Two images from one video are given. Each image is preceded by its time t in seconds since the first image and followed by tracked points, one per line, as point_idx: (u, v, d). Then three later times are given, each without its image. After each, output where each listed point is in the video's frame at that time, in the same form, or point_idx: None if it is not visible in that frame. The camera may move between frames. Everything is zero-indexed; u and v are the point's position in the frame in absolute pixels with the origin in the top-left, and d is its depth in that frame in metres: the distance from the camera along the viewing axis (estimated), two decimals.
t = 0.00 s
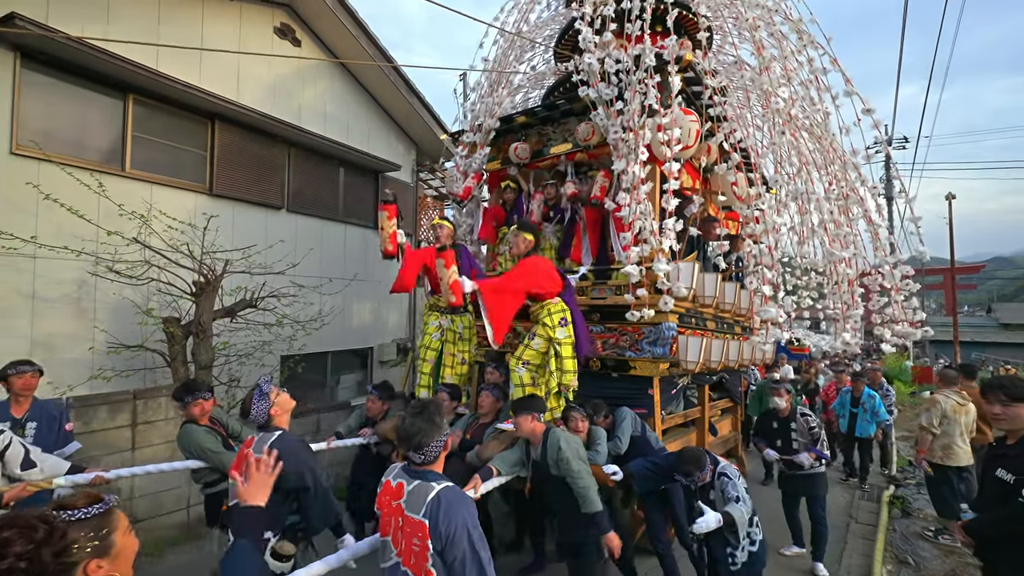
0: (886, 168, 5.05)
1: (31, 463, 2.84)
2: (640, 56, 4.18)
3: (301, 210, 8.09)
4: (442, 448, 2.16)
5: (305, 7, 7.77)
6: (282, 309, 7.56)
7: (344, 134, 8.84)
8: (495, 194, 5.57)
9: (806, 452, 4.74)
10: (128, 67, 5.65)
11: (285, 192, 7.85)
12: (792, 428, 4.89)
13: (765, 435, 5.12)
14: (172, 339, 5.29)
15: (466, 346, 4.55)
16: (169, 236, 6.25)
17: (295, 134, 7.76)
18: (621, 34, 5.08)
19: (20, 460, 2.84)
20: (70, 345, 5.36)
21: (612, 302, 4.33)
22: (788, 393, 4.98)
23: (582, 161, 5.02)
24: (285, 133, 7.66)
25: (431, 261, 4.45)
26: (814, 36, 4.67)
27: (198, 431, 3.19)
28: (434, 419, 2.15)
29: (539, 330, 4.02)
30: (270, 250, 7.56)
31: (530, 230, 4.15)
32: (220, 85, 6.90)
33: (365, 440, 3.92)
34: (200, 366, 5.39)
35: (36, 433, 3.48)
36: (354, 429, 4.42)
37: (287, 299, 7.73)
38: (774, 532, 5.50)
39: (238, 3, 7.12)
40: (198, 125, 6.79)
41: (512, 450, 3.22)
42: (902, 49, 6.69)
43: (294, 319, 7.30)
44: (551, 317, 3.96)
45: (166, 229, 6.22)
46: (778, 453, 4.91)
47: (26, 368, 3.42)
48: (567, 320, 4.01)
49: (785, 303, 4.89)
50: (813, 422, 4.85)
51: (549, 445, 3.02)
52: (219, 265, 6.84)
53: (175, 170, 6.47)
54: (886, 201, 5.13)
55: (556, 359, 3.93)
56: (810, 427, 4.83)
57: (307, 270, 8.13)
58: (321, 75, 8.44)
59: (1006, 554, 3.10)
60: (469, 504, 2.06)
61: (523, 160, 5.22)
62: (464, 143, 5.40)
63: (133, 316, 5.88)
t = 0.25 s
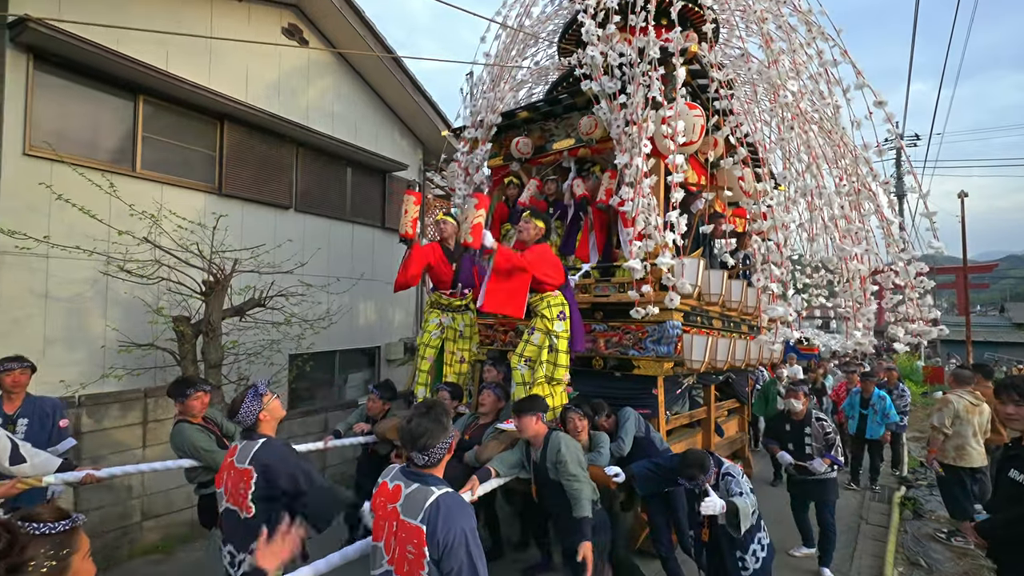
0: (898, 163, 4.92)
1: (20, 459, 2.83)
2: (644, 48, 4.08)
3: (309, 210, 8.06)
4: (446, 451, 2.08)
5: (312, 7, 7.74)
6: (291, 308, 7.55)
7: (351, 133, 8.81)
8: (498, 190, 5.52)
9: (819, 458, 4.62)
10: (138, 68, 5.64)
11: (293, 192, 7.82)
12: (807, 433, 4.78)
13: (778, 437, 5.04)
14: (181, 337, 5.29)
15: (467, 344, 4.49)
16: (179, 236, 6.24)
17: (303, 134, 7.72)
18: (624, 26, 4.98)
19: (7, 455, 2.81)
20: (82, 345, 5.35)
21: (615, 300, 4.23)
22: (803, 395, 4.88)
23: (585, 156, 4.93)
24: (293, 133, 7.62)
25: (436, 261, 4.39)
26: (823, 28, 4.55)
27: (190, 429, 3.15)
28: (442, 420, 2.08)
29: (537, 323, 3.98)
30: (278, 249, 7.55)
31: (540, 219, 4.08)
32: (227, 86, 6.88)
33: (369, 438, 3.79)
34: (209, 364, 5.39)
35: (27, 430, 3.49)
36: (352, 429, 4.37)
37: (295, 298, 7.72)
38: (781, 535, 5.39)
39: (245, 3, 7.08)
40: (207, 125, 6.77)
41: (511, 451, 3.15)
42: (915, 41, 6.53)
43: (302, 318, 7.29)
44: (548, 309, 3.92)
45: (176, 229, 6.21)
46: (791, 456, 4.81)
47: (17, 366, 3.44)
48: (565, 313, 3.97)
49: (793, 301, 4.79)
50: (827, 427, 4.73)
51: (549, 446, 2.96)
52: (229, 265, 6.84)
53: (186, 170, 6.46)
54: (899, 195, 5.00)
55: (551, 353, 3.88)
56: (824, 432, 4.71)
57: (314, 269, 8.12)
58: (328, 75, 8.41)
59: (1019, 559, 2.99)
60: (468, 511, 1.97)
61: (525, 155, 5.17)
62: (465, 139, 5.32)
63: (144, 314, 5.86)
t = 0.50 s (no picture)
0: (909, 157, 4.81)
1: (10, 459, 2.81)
2: (647, 41, 4.00)
3: (316, 209, 8.03)
4: (433, 455, 2.03)
5: (319, 7, 7.72)
6: (298, 307, 7.53)
7: (357, 131, 8.79)
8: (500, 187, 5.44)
9: (838, 462, 4.55)
10: (146, 69, 5.60)
11: (300, 191, 7.80)
12: (826, 435, 4.64)
13: (793, 439, 4.85)
14: (191, 337, 5.32)
15: (469, 343, 4.44)
16: (188, 235, 6.20)
17: (310, 134, 7.69)
18: (628, 19, 4.89)
19: None
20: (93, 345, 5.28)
21: (618, 298, 4.13)
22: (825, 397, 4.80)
23: (587, 152, 4.83)
24: (301, 133, 7.60)
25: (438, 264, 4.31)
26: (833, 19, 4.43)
27: (185, 427, 3.15)
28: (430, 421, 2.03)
29: (542, 321, 3.91)
30: (285, 248, 7.52)
31: (541, 215, 4.01)
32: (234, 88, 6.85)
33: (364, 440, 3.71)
34: (219, 362, 5.40)
35: (25, 430, 3.47)
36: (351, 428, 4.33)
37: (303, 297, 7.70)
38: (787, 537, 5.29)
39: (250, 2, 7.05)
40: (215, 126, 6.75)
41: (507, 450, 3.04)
42: (927, 34, 6.40)
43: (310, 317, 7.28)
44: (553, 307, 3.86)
45: (185, 228, 6.17)
46: (807, 459, 4.66)
47: (14, 366, 3.40)
48: (570, 310, 3.91)
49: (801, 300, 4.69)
50: (847, 431, 4.70)
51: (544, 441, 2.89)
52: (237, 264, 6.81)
53: (196, 171, 6.43)
54: (911, 190, 4.87)
55: (557, 351, 3.86)
56: (843, 436, 4.68)
57: (322, 269, 8.09)
58: (334, 74, 8.39)
59: None
60: (454, 519, 1.91)
61: (526, 150, 5.09)
62: (467, 135, 5.25)
63: (154, 314, 5.81)
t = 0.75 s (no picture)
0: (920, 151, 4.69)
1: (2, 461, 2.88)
2: (650, 32, 3.92)
3: (324, 208, 8.01)
4: (410, 455, 1.96)
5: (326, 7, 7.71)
6: (306, 305, 7.53)
7: (363, 129, 8.78)
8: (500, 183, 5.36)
9: (848, 465, 4.44)
10: (156, 69, 5.60)
11: (307, 190, 7.78)
12: (837, 437, 4.55)
13: (805, 440, 4.80)
14: (200, 334, 5.34)
15: (471, 341, 4.36)
16: (197, 234, 6.22)
17: (317, 133, 7.67)
18: (631, 11, 4.80)
19: None
20: (105, 344, 5.32)
21: (620, 294, 4.05)
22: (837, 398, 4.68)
23: (589, 147, 4.74)
24: (308, 132, 7.58)
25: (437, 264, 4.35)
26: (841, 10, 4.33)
27: (178, 426, 3.13)
28: (402, 421, 1.96)
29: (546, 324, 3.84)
30: (293, 247, 7.52)
31: (528, 222, 3.88)
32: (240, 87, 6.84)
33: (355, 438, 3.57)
34: (227, 359, 5.42)
35: (23, 430, 3.44)
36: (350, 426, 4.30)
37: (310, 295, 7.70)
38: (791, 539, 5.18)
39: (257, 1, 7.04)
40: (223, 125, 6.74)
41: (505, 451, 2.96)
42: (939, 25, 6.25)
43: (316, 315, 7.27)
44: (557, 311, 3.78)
45: (194, 227, 6.19)
46: (817, 461, 4.59)
47: (9, 365, 3.37)
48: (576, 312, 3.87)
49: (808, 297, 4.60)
50: (859, 433, 4.53)
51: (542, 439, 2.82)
52: (245, 262, 6.82)
53: (205, 172, 6.42)
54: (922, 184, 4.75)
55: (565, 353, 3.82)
56: (855, 437, 4.51)
57: (330, 267, 8.08)
58: (341, 74, 8.37)
59: None
60: (433, 519, 1.87)
61: (528, 146, 5.01)
62: (468, 131, 5.19)
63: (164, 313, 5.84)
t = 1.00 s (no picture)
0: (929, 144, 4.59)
1: None
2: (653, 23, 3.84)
3: (331, 206, 8.01)
4: (390, 448, 1.92)
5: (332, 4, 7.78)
6: (313, 302, 7.55)
7: (370, 128, 8.78)
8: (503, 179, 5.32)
9: (850, 465, 4.38)
10: (165, 69, 5.62)
11: (315, 188, 7.78)
12: (840, 437, 4.45)
13: (805, 442, 4.67)
14: (209, 332, 5.39)
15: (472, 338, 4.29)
16: (207, 232, 6.24)
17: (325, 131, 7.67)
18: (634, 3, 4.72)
19: None
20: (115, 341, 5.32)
21: (622, 291, 3.96)
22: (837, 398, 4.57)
23: (592, 140, 4.69)
24: (316, 130, 7.59)
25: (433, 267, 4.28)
26: None
27: (172, 426, 3.17)
28: (381, 411, 1.94)
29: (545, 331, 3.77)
30: (300, 245, 7.53)
31: (516, 231, 3.72)
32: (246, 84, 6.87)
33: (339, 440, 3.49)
34: (237, 357, 5.46)
35: (15, 431, 3.34)
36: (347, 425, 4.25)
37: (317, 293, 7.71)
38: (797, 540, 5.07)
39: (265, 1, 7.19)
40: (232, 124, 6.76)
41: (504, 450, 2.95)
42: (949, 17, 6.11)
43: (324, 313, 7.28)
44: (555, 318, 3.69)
45: (204, 226, 6.21)
46: (818, 462, 4.48)
47: (2, 364, 3.33)
48: (575, 315, 3.75)
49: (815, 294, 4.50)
50: (862, 433, 4.47)
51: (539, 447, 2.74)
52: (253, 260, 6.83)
53: (214, 170, 6.44)
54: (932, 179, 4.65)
55: (569, 361, 3.69)
56: (858, 438, 4.46)
57: (337, 265, 8.09)
58: (347, 71, 8.38)
59: None
60: (415, 515, 1.83)
61: (530, 141, 4.94)
62: (469, 126, 5.13)
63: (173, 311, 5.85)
